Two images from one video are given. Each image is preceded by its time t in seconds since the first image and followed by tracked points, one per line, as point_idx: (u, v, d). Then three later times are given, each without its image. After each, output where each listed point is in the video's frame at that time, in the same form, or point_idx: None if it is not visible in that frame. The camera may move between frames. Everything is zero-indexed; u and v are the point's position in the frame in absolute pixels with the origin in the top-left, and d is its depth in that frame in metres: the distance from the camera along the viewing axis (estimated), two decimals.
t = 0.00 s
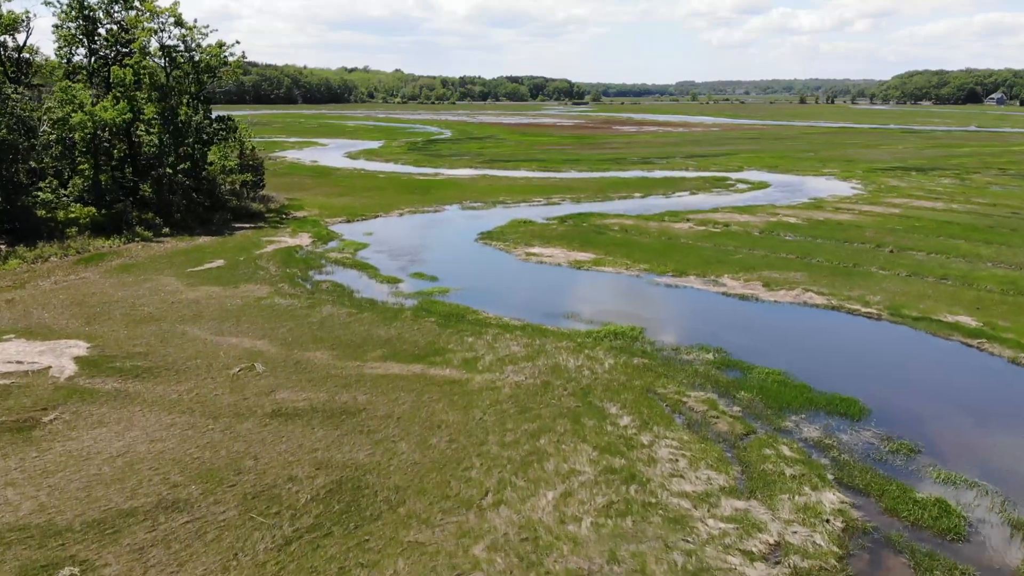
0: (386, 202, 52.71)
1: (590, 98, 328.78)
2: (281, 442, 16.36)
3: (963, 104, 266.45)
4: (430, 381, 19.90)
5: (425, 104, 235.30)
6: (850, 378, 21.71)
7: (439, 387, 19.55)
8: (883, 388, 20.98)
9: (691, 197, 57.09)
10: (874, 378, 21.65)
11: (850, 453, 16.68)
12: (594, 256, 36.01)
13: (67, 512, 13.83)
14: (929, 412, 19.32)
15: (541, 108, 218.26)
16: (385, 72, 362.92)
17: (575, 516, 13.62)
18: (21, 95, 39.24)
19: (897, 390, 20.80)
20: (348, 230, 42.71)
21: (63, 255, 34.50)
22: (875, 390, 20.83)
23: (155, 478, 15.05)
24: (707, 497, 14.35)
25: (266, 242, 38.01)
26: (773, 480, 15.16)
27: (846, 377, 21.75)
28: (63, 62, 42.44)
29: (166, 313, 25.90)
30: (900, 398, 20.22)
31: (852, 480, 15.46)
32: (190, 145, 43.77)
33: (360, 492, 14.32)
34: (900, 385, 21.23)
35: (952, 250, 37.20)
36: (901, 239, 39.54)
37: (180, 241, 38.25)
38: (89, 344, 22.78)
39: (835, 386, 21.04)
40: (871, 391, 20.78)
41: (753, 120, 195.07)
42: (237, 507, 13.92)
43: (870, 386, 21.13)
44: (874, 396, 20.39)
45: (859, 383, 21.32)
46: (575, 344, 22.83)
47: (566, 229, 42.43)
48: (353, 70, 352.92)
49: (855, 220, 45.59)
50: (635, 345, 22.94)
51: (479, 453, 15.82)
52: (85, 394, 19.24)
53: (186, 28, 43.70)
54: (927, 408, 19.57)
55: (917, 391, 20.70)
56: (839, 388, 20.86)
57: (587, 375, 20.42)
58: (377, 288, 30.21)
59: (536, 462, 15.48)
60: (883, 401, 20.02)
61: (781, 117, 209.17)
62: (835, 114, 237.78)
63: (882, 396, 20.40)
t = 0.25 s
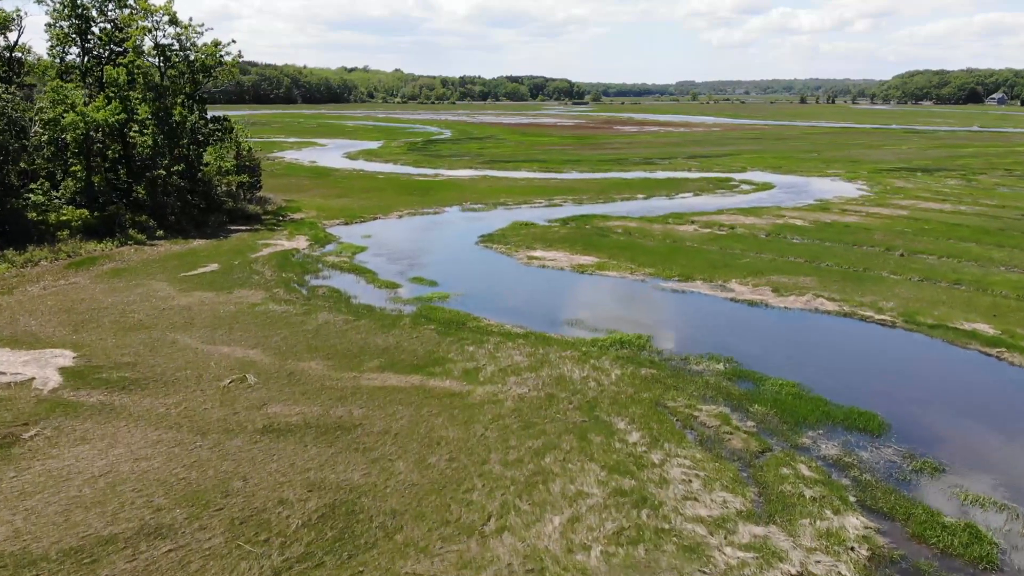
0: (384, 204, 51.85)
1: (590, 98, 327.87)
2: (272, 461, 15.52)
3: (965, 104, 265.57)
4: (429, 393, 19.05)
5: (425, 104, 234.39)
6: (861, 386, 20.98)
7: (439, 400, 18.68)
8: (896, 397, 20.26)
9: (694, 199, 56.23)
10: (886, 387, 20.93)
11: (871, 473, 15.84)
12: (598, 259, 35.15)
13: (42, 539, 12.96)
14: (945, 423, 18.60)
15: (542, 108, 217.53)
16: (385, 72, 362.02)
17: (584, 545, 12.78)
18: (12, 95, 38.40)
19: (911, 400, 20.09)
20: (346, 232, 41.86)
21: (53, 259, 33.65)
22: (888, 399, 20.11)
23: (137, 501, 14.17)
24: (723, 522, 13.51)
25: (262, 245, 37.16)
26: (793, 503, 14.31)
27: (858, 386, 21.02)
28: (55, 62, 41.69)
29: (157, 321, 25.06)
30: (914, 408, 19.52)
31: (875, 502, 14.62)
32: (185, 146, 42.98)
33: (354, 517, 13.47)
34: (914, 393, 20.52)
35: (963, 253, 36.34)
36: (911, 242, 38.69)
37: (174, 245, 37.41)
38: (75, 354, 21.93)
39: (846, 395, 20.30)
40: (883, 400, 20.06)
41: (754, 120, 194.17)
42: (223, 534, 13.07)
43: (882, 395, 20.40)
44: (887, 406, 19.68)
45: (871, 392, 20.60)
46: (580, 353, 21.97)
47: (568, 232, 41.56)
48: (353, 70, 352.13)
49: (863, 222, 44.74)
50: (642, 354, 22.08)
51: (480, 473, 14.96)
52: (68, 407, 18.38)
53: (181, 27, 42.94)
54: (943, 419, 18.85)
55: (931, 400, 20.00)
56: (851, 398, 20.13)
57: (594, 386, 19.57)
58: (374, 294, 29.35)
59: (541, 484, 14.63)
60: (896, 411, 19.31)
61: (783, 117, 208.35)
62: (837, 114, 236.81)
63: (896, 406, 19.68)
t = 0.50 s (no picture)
0: (383, 205, 51.01)
1: (590, 98, 326.96)
2: (261, 483, 14.69)
3: (966, 104, 264.73)
4: (428, 407, 18.19)
5: (425, 104, 233.47)
6: (868, 393, 20.44)
7: (438, 414, 17.83)
8: (904, 404, 19.77)
9: (698, 200, 55.38)
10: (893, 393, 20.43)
11: (895, 494, 15.00)
12: (602, 263, 34.27)
13: (14, 570, 12.09)
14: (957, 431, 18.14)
15: (542, 108, 216.78)
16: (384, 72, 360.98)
17: None
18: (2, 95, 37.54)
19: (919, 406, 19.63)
20: (344, 235, 41.00)
21: (43, 263, 32.79)
22: (896, 406, 19.60)
23: (118, 528, 13.32)
24: (742, 551, 12.67)
25: (257, 249, 36.30)
26: (814, 529, 13.47)
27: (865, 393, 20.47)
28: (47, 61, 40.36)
29: (147, 329, 24.20)
30: (922, 415, 19.06)
31: (901, 527, 13.78)
32: (179, 147, 42.11)
33: (348, 546, 12.63)
34: (922, 399, 20.06)
35: (976, 257, 35.50)
36: (921, 246, 37.85)
37: (168, 248, 36.57)
38: (60, 365, 21.07)
39: (854, 403, 19.74)
40: (892, 407, 19.52)
41: (755, 120, 193.31)
42: (208, 565, 12.22)
43: (889, 401, 19.91)
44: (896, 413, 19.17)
45: (878, 398, 20.09)
46: (585, 364, 21.11)
47: (571, 235, 40.70)
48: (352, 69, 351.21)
49: (871, 225, 43.93)
50: (650, 365, 21.22)
51: (482, 497, 14.11)
52: (50, 422, 17.51)
53: (176, 25, 42.14)
54: (953, 427, 18.37)
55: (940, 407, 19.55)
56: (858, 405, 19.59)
57: (600, 399, 18.72)
58: (372, 300, 28.43)
59: (547, 508, 13.78)
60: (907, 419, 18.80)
61: (784, 117, 207.59)
62: (838, 114, 235.98)
63: (904, 413, 19.18)
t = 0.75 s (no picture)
0: (382, 207, 50.17)
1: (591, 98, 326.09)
2: (250, 508, 13.85)
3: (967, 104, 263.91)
4: (428, 423, 17.35)
5: (424, 104, 232.61)
6: (872, 399, 20.11)
7: (437, 430, 16.99)
8: (908, 409, 19.50)
9: (702, 202, 54.57)
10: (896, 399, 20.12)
11: (923, 520, 14.16)
12: (606, 268, 33.41)
13: None
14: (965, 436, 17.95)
15: (543, 108, 215.99)
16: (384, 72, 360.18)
17: None
18: None
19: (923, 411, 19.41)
20: (342, 239, 40.14)
21: (33, 268, 31.94)
22: (901, 412, 19.30)
23: (96, 558, 12.47)
24: None
25: (253, 252, 35.46)
26: (839, 558, 12.64)
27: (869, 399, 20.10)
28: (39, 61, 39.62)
29: (137, 338, 23.37)
30: (928, 420, 18.82)
31: (931, 557, 12.95)
32: (174, 149, 41.13)
33: None
34: (926, 404, 19.83)
35: (989, 261, 34.67)
36: (932, 250, 37.01)
37: (162, 252, 35.73)
38: (44, 376, 20.22)
39: (859, 411, 19.34)
40: (899, 415, 19.17)
41: (756, 120, 192.47)
42: None
43: (893, 407, 19.63)
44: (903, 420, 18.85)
45: (882, 405, 19.77)
46: (591, 375, 20.26)
47: (573, 238, 39.85)
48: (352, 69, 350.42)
49: (879, 228, 43.10)
50: (659, 376, 20.38)
51: (485, 523, 13.26)
52: (30, 440, 16.65)
53: (170, 24, 41.18)
54: (947, 431, 18.20)
55: (944, 411, 19.36)
56: (863, 413, 19.21)
57: (608, 414, 17.88)
58: (370, 306, 27.56)
59: (554, 536, 12.93)
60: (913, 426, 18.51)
61: (786, 117, 206.74)
62: (840, 114, 235.32)
63: (909, 419, 18.92)
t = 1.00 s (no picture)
0: (381, 209, 49.32)
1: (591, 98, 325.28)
2: (238, 535, 13.00)
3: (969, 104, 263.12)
4: (427, 440, 16.49)
5: (424, 104, 231.79)
6: (876, 402, 19.82)
7: (437, 448, 16.13)
8: (911, 412, 19.31)
9: (706, 203, 53.73)
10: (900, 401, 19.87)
11: (952, 547, 13.31)
12: (610, 272, 32.52)
13: None
14: (972, 439, 17.79)
15: (544, 108, 215.26)
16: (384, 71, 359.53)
17: None
18: None
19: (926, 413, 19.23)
20: (340, 242, 39.26)
21: (21, 273, 31.07)
22: (904, 415, 19.10)
23: None
24: None
25: (248, 256, 34.58)
26: None
27: (874, 403, 19.79)
28: (30, 60, 38.76)
29: (125, 348, 22.51)
30: (931, 423, 18.65)
31: None
32: (168, 150, 40.15)
33: None
34: (929, 406, 19.66)
35: (1002, 266, 33.83)
36: (944, 254, 36.17)
37: (155, 257, 34.89)
38: (27, 390, 19.33)
39: (865, 416, 19.01)
40: (906, 419, 18.88)
41: (757, 121, 191.71)
42: None
43: (897, 410, 19.40)
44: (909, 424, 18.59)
45: (885, 407, 19.57)
46: (598, 388, 19.40)
47: (576, 241, 38.97)
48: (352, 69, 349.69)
49: (888, 230, 42.24)
50: (669, 389, 19.52)
51: (488, 554, 12.41)
52: (7, 459, 15.75)
53: (164, 23, 40.30)
54: (949, 435, 17.97)
55: (947, 413, 19.23)
56: (869, 418, 18.90)
57: (616, 430, 17.02)
58: (368, 314, 26.66)
59: (562, 568, 12.08)
60: (920, 429, 18.26)
61: (787, 117, 205.91)
62: (841, 114, 234.67)
63: (912, 422, 18.73)
